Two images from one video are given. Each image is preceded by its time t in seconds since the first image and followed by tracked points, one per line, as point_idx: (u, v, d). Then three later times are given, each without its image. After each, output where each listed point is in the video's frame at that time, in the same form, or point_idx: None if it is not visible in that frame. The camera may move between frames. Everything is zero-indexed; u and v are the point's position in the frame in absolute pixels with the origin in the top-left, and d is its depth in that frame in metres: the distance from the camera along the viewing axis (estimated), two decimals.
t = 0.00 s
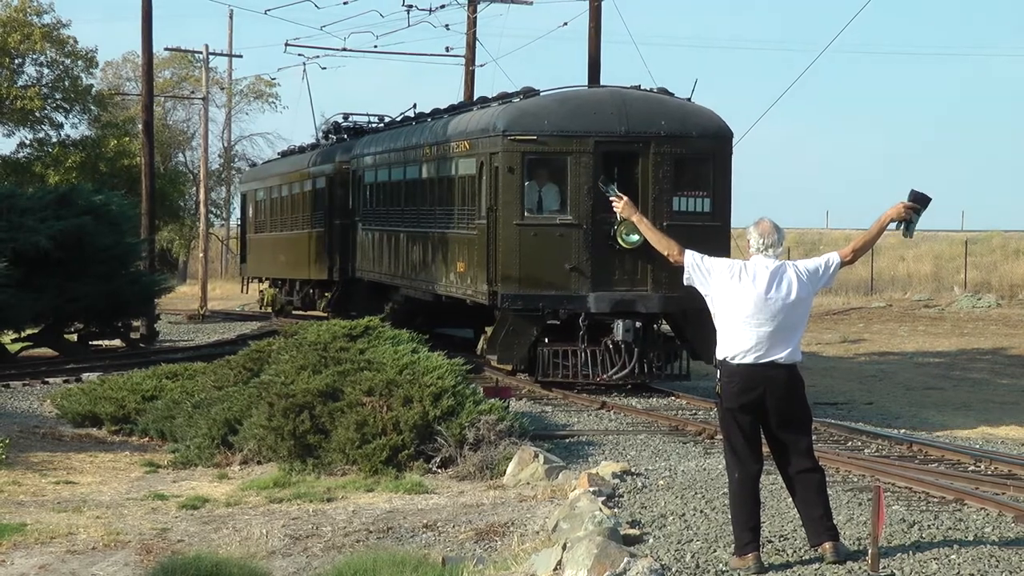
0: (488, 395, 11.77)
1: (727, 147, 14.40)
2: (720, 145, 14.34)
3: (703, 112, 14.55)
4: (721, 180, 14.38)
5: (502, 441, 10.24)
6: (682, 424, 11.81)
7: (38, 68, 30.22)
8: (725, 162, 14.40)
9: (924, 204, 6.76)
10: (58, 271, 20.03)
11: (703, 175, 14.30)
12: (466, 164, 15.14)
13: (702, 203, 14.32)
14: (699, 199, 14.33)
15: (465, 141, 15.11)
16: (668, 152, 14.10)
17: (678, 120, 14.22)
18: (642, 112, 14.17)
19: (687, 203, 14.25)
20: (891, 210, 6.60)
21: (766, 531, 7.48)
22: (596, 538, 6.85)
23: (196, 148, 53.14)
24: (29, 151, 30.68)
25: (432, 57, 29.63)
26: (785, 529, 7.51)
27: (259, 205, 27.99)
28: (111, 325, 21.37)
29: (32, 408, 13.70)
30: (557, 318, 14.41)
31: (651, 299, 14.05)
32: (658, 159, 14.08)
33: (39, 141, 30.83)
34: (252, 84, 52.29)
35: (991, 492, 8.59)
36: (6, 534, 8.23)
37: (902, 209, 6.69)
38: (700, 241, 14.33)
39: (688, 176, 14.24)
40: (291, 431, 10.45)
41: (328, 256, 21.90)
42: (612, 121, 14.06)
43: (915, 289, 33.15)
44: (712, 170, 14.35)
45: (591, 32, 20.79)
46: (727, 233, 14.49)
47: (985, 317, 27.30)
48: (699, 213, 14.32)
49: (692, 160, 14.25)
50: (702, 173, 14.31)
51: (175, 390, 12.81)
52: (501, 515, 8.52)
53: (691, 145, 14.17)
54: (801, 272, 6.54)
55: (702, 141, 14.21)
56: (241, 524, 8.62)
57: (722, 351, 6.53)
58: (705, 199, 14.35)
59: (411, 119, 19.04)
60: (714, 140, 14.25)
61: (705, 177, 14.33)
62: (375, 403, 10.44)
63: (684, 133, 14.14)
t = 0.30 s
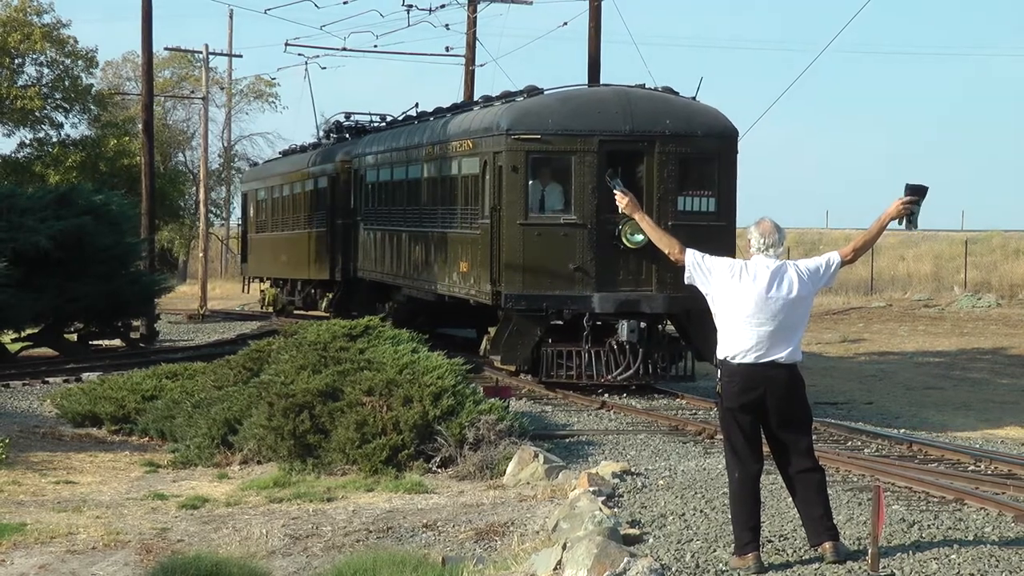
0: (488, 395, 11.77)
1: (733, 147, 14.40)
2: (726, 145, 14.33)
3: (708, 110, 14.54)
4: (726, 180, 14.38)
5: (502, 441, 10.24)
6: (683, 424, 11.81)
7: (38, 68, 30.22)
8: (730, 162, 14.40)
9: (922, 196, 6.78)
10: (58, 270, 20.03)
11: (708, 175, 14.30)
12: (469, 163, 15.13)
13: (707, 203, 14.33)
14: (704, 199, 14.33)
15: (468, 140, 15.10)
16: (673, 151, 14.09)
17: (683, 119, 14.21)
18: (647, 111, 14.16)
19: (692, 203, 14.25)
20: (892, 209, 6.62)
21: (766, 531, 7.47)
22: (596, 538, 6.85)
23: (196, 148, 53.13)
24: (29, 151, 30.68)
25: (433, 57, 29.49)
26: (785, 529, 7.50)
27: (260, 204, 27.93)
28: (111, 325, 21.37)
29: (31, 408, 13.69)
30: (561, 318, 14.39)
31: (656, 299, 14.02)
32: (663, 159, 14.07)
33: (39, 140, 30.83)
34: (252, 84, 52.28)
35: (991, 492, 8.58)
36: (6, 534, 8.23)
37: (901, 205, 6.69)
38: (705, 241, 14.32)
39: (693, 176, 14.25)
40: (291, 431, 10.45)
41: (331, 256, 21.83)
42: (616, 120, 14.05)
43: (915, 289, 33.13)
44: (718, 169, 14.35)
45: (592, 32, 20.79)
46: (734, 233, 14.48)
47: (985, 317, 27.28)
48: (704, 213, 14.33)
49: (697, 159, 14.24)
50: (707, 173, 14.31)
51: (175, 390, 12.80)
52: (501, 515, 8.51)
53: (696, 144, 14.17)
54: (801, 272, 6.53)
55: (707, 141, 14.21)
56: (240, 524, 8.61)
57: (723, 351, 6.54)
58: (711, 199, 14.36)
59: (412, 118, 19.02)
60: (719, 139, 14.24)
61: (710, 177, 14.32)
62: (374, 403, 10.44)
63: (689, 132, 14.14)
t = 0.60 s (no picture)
0: (488, 395, 11.78)
1: (739, 146, 14.36)
2: (731, 145, 14.30)
3: (714, 110, 14.51)
4: (732, 180, 14.36)
5: (502, 441, 10.25)
6: (682, 424, 11.80)
7: (37, 68, 30.22)
8: (736, 162, 14.36)
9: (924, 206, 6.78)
10: (58, 270, 20.03)
11: (714, 175, 14.28)
12: (472, 163, 15.13)
13: (713, 203, 14.31)
14: (709, 199, 14.31)
15: (471, 140, 15.10)
16: (678, 151, 14.07)
17: (688, 118, 14.18)
18: (652, 111, 14.14)
19: (697, 203, 14.24)
20: (891, 209, 6.60)
21: (766, 531, 7.47)
22: (596, 538, 6.85)
23: (196, 148, 53.14)
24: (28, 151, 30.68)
25: (431, 57, 29.92)
26: (785, 529, 7.50)
27: (261, 203, 27.91)
28: (111, 326, 21.37)
29: (31, 407, 13.69)
30: (565, 319, 14.37)
31: (661, 300, 14.00)
32: (668, 158, 14.05)
33: (39, 140, 30.83)
34: (251, 84, 52.26)
35: (991, 492, 8.58)
36: (6, 534, 8.23)
37: (902, 209, 6.70)
38: (710, 242, 14.32)
39: (699, 175, 14.23)
40: (290, 431, 10.45)
41: (335, 256, 21.79)
42: (621, 119, 14.04)
43: (915, 289, 33.11)
44: (723, 170, 14.33)
45: (591, 32, 20.79)
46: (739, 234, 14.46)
47: (985, 317, 27.28)
48: (710, 213, 14.32)
49: (703, 158, 14.21)
50: (712, 173, 14.29)
51: (175, 390, 12.80)
52: (501, 515, 8.51)
53: (702, 144, 14.14)
54: (802, 272, 6.54)
55: (713, 140, 14.19)
56: (240, 524, 8.61)
57: (723, 351, 6.54)
58: (716, 199, 14.32)
59: (415, 118, 18.99)
60: (725, 139, 14.21)
61: (715, 177, 14.31)
62: (374, 403, 10.44)
63: (695, 132, 14.11)
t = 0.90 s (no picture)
0: (487, 395, 11.78)
1: (744, 145, 14.34)
2: (737, 144, 14.28)
3: (719, 108, 14.49)
4: (738, 179, 14.33)
5: (501, 441, 10.24)
6: (682, 424, 11.80)
7: (37, 68, 30.23)
8: (742, 161, 14.35)
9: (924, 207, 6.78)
10: (58, 270, 20.03)
11: (719, 174, 14.26)
12: (476, 162, 15.11)
13: (718, 202, 14.27)
14: (715, 199, 14.28)
15: (475, 139, 15.08)
16: (684, 150, 14.07)
17: (693, 117, 14.16)
18: (657, 109, 14.12)
19: (703, 203, 14.21)
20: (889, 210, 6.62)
21: (766, 531, 7.48)
22: (595, 538, 6.85)
23: (195, 148, 53.12)
24: (28, 151, 30.68)
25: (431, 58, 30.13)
26: (784, 529, 7.51)
27: (262, 203, 27.89)
28: (111, 326, 21.35)
29: (30, 407, 13.69)
30: (569, 319, 14.36)
31: (666, 300, 13.98)
32: (673, 158, 14.05)
33: (38, 140, 30.83)
34: (251, 84, 52.23)
35: (990, 492, 8.58)
36: (5, 534, 8.23)
37: (902, 210, 6.70)
38: (716, 242, 14.28)
39: (704, 175, 14.22)
40: (290, 431, 10.44)
41: (338, 255, 21.74)
42: (626, 118, 14.02)
43: (915, 289, 33.09)
44: (729, 169, 14.31)
45: (591, 32, 20.77)
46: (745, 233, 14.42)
47: (984, 317, 27.26)
48: (716, 212, 14.28)
49: (708, 157, 14.21)
50: (718, 173, 14.27)
51: (174, 389, 12.78)
52: (500, 515, 8.51)
53: (707, 143, 14.13)
54: (801, 272, 6.53)
55: (718, 139, 14.17)
56: (240, 524, 8.61)
57: (722, 351, 6.54)
58: (721, 199, 14.30)
59: (418, 117, 18.96)
60: (731, 138, 14.20)
61: (721, 176, 14.28)
62: (373, 403, 10.44)
63: (700, 131, 14.10)
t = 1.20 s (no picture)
0: (487, 395, 11.79)
1: (750, 145, 14.30)
2: (743, 143, 14.24)
3: (725, 108, 14.44)
4: (744, 178, 14.26)
5: (500, 441, 10.24)
6: (681, 424, 11.80)
7: (36, 68, 30.23)
8: (747, 160, 14.29)
9: (918, 193, 6.78)
10: (58, 270, 20.04)
11: (725, 174, 14.19)
12: (479, 162, 15.10)
13: (724, 202, 14.19)
14: (721, 199, 14.21)
15: (478, 138, 15.07)
16: (689, 149, 14.02)
17: (699, 116, 14.12)
18: (663, 108, 14.09)
19: (708, 203, 14.14)
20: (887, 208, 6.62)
21: (765, 531, 7.48)
22: (594, 538, 6.85)
23: (195, 148, 53.12)
24: (27, 151, 30.69)
25: (429, 58, 30.41)
26: (784, 529, 7.51)
27: (262, 202, 27.88)
28: (111, 326, 21.36)
29: (30, 407, 13.70)
30: (573, 320, 14.35)
31: (671, 301, 13.93)
32: (679, 157, 14.00)
33: (37, 140, 30.84)
34: (250, 84, 52.21)
35: (989, 492, 8.58)
36: (4, 534, 8.23)
37: (898, 207, 6.71)
38: (722, 242, 14.20)
39: (710, 174, 14.16)
40: (290, 431, 10.44)
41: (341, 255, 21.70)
42: (631, 117, 13.99)
43: (914, 289, 33.10)
44: (735, 169, 14.24)
45: (590, 32, 20.78)
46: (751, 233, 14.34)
47: (983, 317, 27.26)
48: (722, 212, 14.20)
49: (715, 156, 14.17)
50: (724, 173, 14.20)
51: (173, 390, 12.78)
52: (499, 515, 8.51)
53: (713, 142, 14.10)
54: (800, 272, 6.53)
55: (724, 138, 14.13)
56: (239, 524, 8.61)
57: (722, 351, 6.54)
58: (727, 199, 14.22)
59: (420, 116, 18.94)
60: (737, 137, 14.16)
61: (727, 176, 14.21)
62: (372, 403, 10.44)
63: (706, 130, 14.06)
